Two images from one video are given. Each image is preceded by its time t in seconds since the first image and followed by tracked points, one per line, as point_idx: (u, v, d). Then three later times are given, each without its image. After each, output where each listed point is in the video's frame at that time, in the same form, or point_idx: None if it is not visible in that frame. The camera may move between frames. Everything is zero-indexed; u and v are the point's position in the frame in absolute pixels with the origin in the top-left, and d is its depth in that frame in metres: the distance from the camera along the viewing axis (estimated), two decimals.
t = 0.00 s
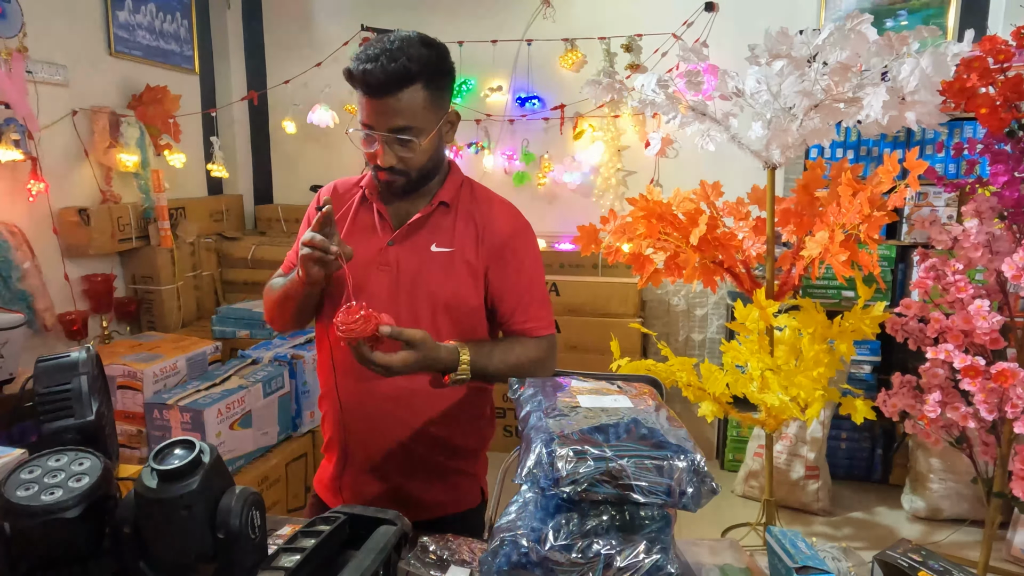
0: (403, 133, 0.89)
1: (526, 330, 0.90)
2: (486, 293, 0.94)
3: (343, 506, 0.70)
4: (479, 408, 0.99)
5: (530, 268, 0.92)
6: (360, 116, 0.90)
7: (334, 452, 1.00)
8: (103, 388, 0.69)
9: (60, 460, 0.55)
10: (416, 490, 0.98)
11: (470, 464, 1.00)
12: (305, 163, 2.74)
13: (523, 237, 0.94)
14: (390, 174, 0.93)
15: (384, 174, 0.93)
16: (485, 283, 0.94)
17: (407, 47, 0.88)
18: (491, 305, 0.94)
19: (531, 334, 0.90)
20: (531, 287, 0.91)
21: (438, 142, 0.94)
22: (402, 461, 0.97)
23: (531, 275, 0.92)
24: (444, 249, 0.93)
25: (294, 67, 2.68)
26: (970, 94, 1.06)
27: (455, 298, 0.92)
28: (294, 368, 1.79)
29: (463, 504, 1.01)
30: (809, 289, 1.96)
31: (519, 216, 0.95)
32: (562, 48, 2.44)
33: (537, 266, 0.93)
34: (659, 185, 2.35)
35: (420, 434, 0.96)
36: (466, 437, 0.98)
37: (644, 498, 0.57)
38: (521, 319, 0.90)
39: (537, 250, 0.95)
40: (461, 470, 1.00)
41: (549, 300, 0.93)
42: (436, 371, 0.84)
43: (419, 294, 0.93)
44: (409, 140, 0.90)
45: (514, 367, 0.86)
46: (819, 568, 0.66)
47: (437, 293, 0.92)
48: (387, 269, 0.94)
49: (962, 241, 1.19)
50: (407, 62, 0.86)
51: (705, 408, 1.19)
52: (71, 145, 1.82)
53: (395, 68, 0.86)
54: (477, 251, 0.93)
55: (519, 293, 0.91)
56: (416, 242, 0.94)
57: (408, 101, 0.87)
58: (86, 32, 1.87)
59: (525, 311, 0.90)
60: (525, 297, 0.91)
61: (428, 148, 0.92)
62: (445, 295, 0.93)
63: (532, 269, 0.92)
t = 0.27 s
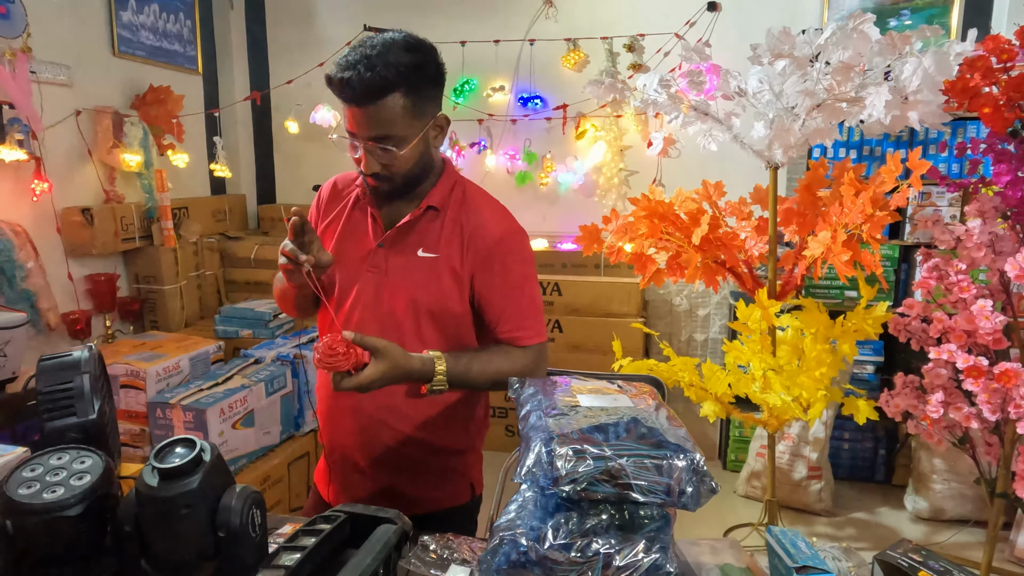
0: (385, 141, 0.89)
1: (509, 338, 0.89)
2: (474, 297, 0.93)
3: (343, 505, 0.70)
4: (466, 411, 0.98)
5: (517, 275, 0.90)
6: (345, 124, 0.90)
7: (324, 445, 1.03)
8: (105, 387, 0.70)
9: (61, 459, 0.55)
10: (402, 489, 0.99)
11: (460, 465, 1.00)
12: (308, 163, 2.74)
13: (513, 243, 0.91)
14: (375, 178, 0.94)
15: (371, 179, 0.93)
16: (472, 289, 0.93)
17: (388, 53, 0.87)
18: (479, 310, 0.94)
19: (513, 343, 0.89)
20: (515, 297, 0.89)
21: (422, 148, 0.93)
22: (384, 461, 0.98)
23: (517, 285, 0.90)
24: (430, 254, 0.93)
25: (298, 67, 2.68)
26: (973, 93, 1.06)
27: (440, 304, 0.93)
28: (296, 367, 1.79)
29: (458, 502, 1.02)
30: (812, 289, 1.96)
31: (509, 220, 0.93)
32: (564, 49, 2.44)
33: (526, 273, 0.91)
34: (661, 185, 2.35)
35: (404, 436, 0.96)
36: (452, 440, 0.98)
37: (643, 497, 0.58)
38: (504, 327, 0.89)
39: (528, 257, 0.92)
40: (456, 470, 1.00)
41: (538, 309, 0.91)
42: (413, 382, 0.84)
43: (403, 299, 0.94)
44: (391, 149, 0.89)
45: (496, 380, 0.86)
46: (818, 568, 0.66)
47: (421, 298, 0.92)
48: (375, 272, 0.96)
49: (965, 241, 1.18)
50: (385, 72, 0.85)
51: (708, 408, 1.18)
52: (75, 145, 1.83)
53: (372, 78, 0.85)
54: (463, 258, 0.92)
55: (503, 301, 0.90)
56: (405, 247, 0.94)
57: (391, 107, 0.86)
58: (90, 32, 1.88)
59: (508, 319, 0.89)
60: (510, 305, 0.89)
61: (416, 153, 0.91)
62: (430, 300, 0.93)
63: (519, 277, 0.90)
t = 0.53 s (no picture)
0: (359, 142, 0.88)
1: (486, 337, 0.88)
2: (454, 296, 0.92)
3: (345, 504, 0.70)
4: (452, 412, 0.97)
5: (493, 273, 0.88)
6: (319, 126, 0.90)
7: (316, 444, 1.04)
8: (108, 386, 0.70)
9: (63, 457, 0.55)
10: (386, 487, 0.99)
11: (449, 463, 1.00)
12: (313, 163, 2.75)
13: (490, 241, 0.89)
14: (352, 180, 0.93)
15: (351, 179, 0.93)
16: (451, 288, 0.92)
17: (354, 53, 0.86)
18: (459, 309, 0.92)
19: (490, 342, 0.88)
20: (488, 298, 0.87)
21: (397, 148, 0.91)
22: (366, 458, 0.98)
23: (491, 286, 0.87)
24: (407, 254, 0.93)
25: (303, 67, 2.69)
26: (981, 91, 1.05)
27: (419, 303, 0.92)
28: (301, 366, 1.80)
29: (444, 501, 1.02)
30: (819, 289, 1.94)
31: (487, 217, 0.91)
32: (570, 48, 2.44)
33: (503, 271, 0.88)
34: (667, 184, 2.34)
35: (387, 434, 0.97)
36: (436, 439, 0.98)
37: (646, 497, 0.57)
38: (481, 326, 0.88)
39: (507, 256, 0.90)
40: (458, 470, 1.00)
41: (515, 310, 0.88)
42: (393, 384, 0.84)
43: (382, 298, 0.94)
44: (365, 150, 0.88)
45: (475, 381, 0.85)
46: (824, 570, 0.65)
47: (400, 298, 0.93)
48: (358, 271, 0.97)
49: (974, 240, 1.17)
50: (349, 73, 0.84)
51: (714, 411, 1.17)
52: (82, 144, 1.84)
53: (336, 80, 0.85)
54: (440, 256, 0.91)
55: (477, 300, 0.88)
56: (385, 246, 0.95)
57: (365, 108, 0.86)
58: (97, 33, 1.89)
59: (485, 318, 0.88)
60: (486, 304, 0.87)
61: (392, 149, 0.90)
62: (409, 300, 0.93)
63: (495, 275, 0.88)
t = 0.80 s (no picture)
0: (330, 129, 0.87)
1: (473, 324, 0.87)
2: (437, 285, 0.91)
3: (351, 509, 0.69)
4: (435, 407, 0.95)
5: (476, 259, 0.88)
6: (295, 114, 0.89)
7: (298, 445, 1.01)
8: (113, 386, 0.69)
9: (66, 460, 0.54)
10: (366, 486, 0.97)
11: (430, 464, 0.98)
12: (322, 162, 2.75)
13: (472, 228, 0.89)
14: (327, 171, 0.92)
15: (326, 169, 0.92)
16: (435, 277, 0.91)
17: (331, 42, 0.85)
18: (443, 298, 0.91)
19: (476, 328, 0.87)
20: (473, 282, 0.87)
21: (369, 139, 0.89)
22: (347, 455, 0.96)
23: (476, 271, 0.87)
24: (388, 243, 0.91)
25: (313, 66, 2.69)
26: (1001, 89, 1.02)
27: (402, 293, 0.91)
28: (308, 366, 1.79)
29: (426, 502, 0.99)
30: (832, 290, 1.92)
31: (468, 205, 0.91)
32: (580, 47, 2.42)
33: (485, 256, 0.88)
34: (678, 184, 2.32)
35: (369, 430, 0.94)
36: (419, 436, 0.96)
37: (659, 506, 0.55)
38: (467, 313, 0.87)
39: (490, 241, 0.90)
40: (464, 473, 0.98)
41: (502, 294, 0.88)
42: (379, 368, 0.81)
43: (363, 289, 0.92)
44: (335, 137, 0.87)
45: (464, 365, 0.83)
46: None
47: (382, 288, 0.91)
48: (337, 264, 0.95)
49: (993, 241, 1.14)
50: (324, 61, 0.83)
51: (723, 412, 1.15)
52: (92, 144, 1.84)
53: (310, 67, 0.84)
54: (422, 244, 0.90)
55: (462, 286, 0.87)
56: (366, 237, 0.93)
57: (336, 94, 0.85)
58: (108, 33, 1.89)
59: (470, 304, 0.87)
60: (470, 290, 0.87)
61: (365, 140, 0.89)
62: (391, 289, 0.91)
63: (478, 261, 0.87)
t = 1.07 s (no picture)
0: (304, 128, 0.84)
1: (457, 319, 0.85)
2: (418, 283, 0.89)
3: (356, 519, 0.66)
4: (422, 407, 0.93)
5: (457, 253, 0.86)
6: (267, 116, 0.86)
7: (283, 451, 0.98)
8: (114, 389, 0.67)
9: (61, 468, 0.52)
10: (353, 492, 0.93)
11: (414, 467, 0.95)
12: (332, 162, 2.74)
13: (452, 223, 0.87)
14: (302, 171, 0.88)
15: (300, 171, 0.89)
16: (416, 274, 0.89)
17: (303, 41, 0.83)
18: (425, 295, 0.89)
19: (460, 323, 0.85)
20: (456, 277, 0.85)
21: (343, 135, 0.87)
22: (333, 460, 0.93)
23: (457, 264, 0.86)
24: (368, 240, 0.89)
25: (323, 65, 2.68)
26: None
27: (382, 291, 0.88)
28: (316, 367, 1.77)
29: (415, 504, 0.97)
30: (852, 291, 1.88)
31: (447, 200, 0.89)
32: (592, 44, 2.39)
33: (466, 250, 0.87)
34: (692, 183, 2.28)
35: (355, 432, 0.92)
36: (406, 438, 0.93)
37: (682, 522, 0.53)
38: (450, 309, 0.85)
39: (469, 235, 0.88)
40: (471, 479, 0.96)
41: (482, 287, 0.87)
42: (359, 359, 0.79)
43: (343, 288, 0.89)
44: (310, 136, 0.84)
45: (444, 359, 0.81)
46: None
47: (363, 287, 0.88)
48: (313, 264, 0.91)
49: None
50: (297, 59, 0.81)
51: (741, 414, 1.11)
52: (102, 143, 1.84)
53: (283, 66, 0.81)
54: (402, 241, 0.88)
55: (445, 281, 0.85)
56: (343, 236, 0.90)
57: (308, 95, 0.82)
58: (117, 32, 1.89)
59: (454, 299, 0.85)
60: (454, 284, 0.85)
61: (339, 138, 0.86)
62: (371, 288, 0.88)
63: (459, 256, 0.86)
